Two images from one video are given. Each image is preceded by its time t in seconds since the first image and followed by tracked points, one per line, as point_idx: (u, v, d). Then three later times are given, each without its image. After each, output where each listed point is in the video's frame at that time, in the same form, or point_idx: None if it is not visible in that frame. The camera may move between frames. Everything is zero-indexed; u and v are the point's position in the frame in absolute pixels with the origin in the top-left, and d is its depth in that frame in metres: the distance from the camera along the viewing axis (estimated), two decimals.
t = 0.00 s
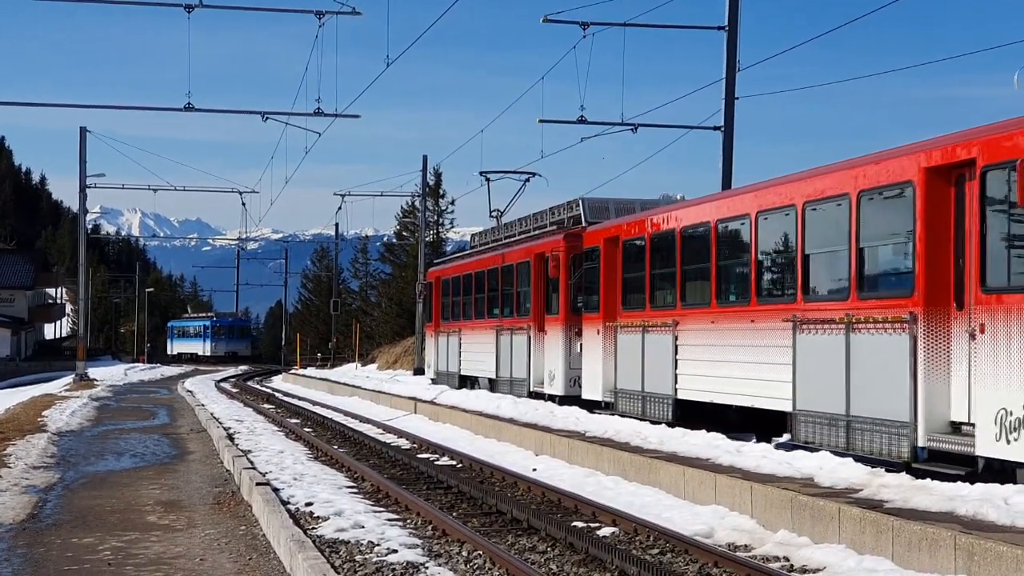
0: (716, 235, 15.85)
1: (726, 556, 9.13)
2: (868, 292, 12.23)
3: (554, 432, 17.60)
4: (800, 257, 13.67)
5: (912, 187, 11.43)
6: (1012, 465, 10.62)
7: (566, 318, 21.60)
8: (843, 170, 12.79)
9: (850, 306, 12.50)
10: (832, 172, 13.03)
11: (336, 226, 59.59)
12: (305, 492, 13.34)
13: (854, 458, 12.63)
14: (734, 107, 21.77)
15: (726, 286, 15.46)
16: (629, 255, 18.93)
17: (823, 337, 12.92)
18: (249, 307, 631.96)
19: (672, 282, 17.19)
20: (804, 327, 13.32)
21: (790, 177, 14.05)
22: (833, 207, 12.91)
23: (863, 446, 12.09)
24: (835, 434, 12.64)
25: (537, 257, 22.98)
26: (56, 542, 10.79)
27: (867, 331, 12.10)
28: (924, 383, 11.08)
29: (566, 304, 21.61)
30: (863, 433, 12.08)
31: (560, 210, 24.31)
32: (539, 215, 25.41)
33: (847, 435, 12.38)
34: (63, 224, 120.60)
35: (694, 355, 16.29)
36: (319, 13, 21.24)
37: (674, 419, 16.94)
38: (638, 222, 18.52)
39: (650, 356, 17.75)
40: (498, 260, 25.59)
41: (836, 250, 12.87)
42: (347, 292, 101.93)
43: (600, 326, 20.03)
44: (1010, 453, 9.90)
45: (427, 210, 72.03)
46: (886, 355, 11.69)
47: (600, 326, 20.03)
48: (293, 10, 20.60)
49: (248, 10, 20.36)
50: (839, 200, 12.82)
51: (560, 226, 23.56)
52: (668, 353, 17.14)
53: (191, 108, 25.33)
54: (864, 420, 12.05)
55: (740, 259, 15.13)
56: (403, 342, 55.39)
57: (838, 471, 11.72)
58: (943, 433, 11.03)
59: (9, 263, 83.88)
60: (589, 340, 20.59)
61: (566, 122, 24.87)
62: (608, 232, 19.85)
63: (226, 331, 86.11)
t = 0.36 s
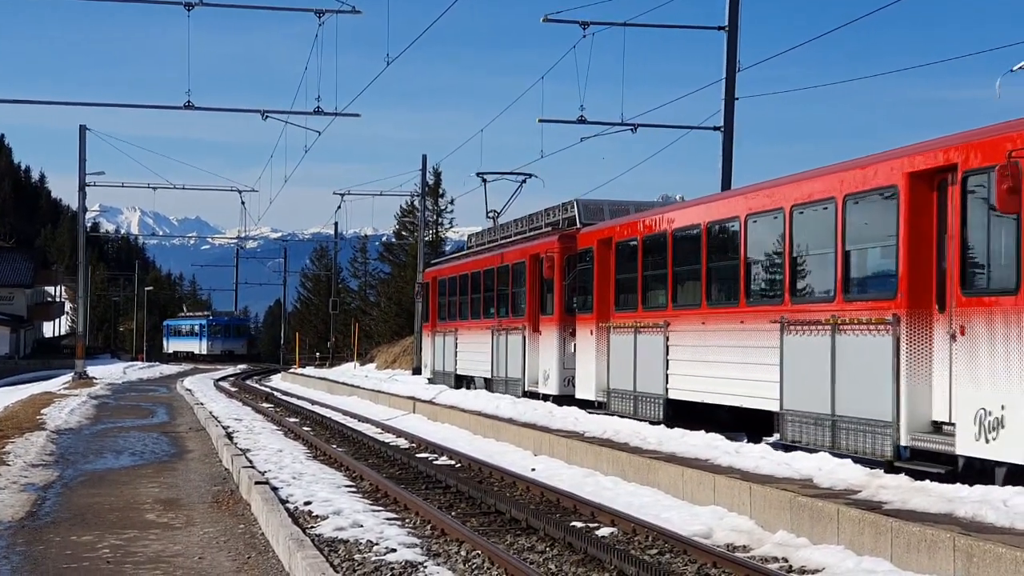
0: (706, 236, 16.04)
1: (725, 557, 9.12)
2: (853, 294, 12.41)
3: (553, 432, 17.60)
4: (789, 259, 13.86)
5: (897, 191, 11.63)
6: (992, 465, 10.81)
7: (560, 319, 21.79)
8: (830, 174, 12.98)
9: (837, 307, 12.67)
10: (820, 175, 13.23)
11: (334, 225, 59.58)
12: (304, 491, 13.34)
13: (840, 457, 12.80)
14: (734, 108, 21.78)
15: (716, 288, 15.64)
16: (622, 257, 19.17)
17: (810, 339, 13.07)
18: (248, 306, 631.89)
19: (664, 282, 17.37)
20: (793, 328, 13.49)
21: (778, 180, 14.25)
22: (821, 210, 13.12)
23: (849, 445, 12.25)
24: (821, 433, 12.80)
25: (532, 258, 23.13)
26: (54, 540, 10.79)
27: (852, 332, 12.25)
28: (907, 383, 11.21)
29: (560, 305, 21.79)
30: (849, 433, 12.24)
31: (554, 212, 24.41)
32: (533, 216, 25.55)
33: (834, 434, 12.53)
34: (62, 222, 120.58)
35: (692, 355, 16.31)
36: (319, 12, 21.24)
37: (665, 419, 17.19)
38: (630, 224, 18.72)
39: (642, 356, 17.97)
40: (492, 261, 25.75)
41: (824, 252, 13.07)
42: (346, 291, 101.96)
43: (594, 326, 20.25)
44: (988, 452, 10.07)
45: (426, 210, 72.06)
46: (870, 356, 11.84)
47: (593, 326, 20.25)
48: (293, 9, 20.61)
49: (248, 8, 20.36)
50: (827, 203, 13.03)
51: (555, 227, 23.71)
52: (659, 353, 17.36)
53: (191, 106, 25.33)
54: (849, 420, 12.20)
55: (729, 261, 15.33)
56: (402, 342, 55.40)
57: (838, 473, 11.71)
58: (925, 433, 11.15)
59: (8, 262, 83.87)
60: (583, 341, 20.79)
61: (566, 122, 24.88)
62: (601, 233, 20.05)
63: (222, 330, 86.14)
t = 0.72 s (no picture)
0: (698, 238, 16.25)
1: (724, 556, 9.12)
2: (840, 294, 12.68)
3: (552, 430, 17.56)
4: (776, 260, 14.11)
5: (881, 195, 11.91)
6: (971, 461, 10.94)
7: (555, 318, 21.96)
8: (817, 177, 13.24)
9: (824, 308, 12.94)
10: (807, 178, 13.49)
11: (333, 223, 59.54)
12: (303, 488, 13.35)
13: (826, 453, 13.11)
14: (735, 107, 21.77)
15: (708, 288, 15.83)
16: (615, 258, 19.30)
17: (798, 338, 13.37)
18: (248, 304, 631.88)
19: (656, 282, 17.55)
20: (781, 328, 13.78)
21: (767, 182, 14.51)
22: (809, 213, 13.37)
23: (835, 443, 12.53)
24: (809, 430, 13.08)
25: (527, 257, 23.25)
26: (54, 536, 10.79)
27: (838, 331, 12.54)
28: (891, 382, 11.51)
29: (555, 304, 21.97)
30: (834, 430, 12.52)
31: (549, 212, 24.45)
32: (529, 217, 25.64)
33: (821, 432, 12.82)
34: (62, 220, 120.55)
35: (689, 354, 16.32)
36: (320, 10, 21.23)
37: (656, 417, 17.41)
38: (623, 225, 18.94)
39: (634, 355, 18.17)
40: (488, 261, 25.86)
41: (810, 255, 13.35)
42: (345, 289, 101.98)
43: (587, 325, 20.44)
44: (968, 448, 10.39)
45: (426, 209, 72.03)
46: (856, 356, 12.15)
47: (587, 325, 20.43)
48: (294, 7, 20.60)
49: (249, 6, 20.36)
50: (813, 206, 13.29)
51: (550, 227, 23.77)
52: (651, 352, 17.58)
53: (192, 103, 25.33)
54: (835, 417, 12.49)
55: (720, 263, 15.54)
56: (401, 340, 55.37)
57: (837, 472, 11.71)
58: (908, 430, 11.46)
59: (8, 259, 83.88)
60: (576, 340, 20.97)
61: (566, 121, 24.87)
62: (596, 234, 20.23)
63: (219, 327, 86.20)
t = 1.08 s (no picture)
0: (688, 235, 16.46)
1: (723, 553, 9.11)
2: (824, 292, 12.93)
3: (551, 427, 17.54)
4: (762, 258, 14.35)
5: (864, 195, 12.18)
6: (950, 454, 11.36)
7: (549, 314, 22.06)
8: (802, 177, 13.50)
9: (808, 305, 13.19)
10: (793, 178, 13.75)
11: (332, 220, 59.49)
12: (302, 484, 13.34)
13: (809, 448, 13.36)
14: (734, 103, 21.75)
15: (698, 286, 16.04)
16: (608, 255, 19.50)
17: (783, 335, 13.61)
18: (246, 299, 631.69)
19: (648, 280, 17.75)
20: (766, 324, 14.02)
21: (754, 181, 14.76)
22: (794, 212, 13.63)
23: (818, 437, 12.78)
24: (792, 425, 13.32)
25: (522, 254, 23.35)
26: (52, 532, 10.78)
27: (822, 328, 12.79)
28: (873, 378, 11.77)
29: (549, 300, 22.08)
30: (818, 425, 12.77)
31: (544, 209, 24.47)
32: (524, 214, 25.69)
33: (805, 426, 13.05)
34: (61, 215, 120.45)
35: (684, 351, 16.33)
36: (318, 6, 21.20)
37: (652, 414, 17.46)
38: (614, 223, 19.16)
39: (625, 351, 18.36)
40: (484, 258, 25.95)
41: (796, 254, 13.56)
42: (344, 285, 101.92)
43: (580, 322, 20.57)
44: (948, 442, 10.67)
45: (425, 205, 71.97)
46: (839, 352, 12.39)
47: (580, 321, 20.57)
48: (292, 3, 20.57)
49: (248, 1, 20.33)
50: (799, 205, 13.55)
51: (545, 224, 23.81)
52: (641, 347, 17.77)
53: (190, 99, 25.31)
54: (819, 413, 12.74)
55: (708, 261, 15.76)
56: (400, 336, 55.35)
57: (836, 469, 11.70)
58: (890, 425, 11.72)
59: (7, 255, 83.85)
60: (570, 336, 21.10)
61: (565, 118, 24.85)
62: (589, 231, 20.35)
63: (215, 323, 86.22)
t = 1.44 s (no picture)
0: (677, 235, 16.65)
1: (721, 552, 9.11)
2: (807, 292, 13.21)
3: (548, 426, 17.54)
4: (748, 259, 14.61)
5: (846, 198, 12.45)
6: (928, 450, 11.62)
7: (541, 314, 22.16)
8: (787, 180, 13.78)
9: (792, 304, 13.47)
10: (778, 181, 14.04)
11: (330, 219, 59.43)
12: (299, 484, 13.32)
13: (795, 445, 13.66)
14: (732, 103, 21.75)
15: (687, 286, 16.27)
16: (599, 256, 19.65)
17: (769, 334, 13.89)
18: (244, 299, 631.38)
19: (638, 281, 17.93)
20: (752, 323, 14.30)
21: (741, 184, 15.01)
22: (780, 213, 13.91)
23: (802, 434, 13.08)
24: (779, 422, 13.61)
25: (515, 254, 23.44)
26: (49, 533, 10.76)
27: (806, 327, 13.08)
28: (855, 376, 12.07)
29: (542, 300, 22.17)
30: (802, 422, 13.07)
31: (537, 209, 24.50)
32: (517, 214, 25.73)
33: (790, 424, 13.36)
34: (58, 215, 120.36)
35: (678, 351, 16.36)
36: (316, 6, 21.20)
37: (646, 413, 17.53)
38: (605, 223, 19.35)
39: (616, 350, 18.57)
40: (478, 259, 26.04)
41: (781, 254, 13.85)
42: (343, 285, 101.86)
43: (572, 321, 20.71)
44: (924, 439, 10.91)
45: (423, 204, 71.94)
46: (822, 351, 12.68)
47: (571, 321, 20.71)
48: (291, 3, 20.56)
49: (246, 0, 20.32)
50: (784, 207, 13.83)
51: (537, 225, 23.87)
52: (631, 347, 18.00)
53: (188, 99, 25.30)
54: (803, 410, 13.04)
55: (697, 262, 15.99)
56: (398, 336, 55.34)
57: (834, 469, 11.71)
58: (871, 422, 12.02)
59: (5, 255, 83.82)
60: (561, 335, 21.23)
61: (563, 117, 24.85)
62: (580, 232, 20.44)
63: (209, 324, 86.17)
